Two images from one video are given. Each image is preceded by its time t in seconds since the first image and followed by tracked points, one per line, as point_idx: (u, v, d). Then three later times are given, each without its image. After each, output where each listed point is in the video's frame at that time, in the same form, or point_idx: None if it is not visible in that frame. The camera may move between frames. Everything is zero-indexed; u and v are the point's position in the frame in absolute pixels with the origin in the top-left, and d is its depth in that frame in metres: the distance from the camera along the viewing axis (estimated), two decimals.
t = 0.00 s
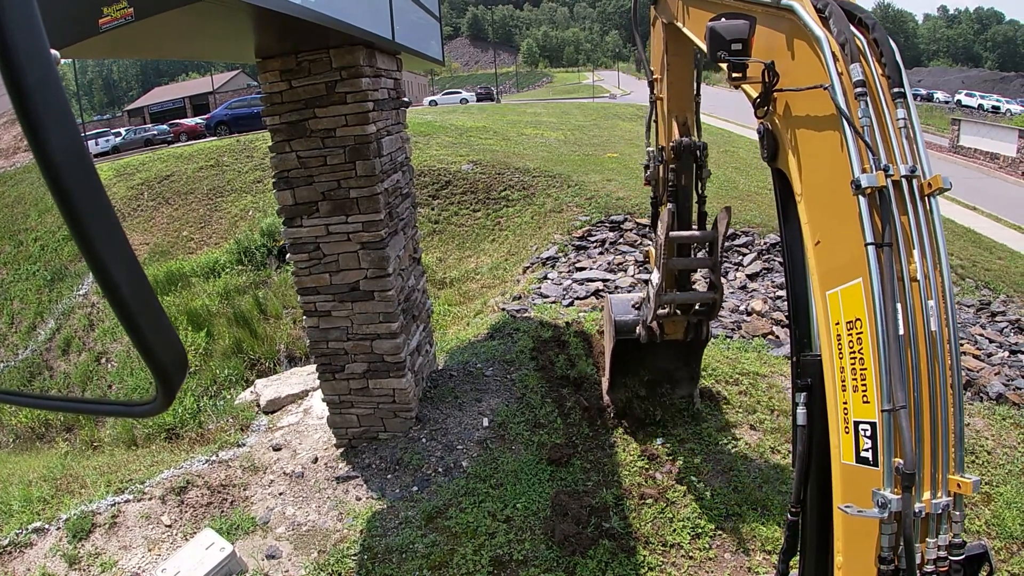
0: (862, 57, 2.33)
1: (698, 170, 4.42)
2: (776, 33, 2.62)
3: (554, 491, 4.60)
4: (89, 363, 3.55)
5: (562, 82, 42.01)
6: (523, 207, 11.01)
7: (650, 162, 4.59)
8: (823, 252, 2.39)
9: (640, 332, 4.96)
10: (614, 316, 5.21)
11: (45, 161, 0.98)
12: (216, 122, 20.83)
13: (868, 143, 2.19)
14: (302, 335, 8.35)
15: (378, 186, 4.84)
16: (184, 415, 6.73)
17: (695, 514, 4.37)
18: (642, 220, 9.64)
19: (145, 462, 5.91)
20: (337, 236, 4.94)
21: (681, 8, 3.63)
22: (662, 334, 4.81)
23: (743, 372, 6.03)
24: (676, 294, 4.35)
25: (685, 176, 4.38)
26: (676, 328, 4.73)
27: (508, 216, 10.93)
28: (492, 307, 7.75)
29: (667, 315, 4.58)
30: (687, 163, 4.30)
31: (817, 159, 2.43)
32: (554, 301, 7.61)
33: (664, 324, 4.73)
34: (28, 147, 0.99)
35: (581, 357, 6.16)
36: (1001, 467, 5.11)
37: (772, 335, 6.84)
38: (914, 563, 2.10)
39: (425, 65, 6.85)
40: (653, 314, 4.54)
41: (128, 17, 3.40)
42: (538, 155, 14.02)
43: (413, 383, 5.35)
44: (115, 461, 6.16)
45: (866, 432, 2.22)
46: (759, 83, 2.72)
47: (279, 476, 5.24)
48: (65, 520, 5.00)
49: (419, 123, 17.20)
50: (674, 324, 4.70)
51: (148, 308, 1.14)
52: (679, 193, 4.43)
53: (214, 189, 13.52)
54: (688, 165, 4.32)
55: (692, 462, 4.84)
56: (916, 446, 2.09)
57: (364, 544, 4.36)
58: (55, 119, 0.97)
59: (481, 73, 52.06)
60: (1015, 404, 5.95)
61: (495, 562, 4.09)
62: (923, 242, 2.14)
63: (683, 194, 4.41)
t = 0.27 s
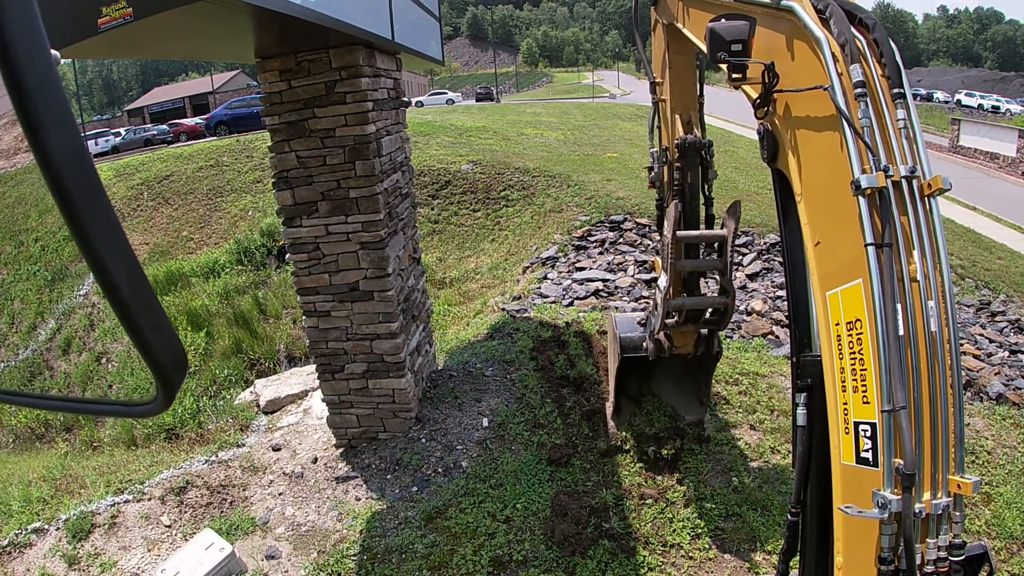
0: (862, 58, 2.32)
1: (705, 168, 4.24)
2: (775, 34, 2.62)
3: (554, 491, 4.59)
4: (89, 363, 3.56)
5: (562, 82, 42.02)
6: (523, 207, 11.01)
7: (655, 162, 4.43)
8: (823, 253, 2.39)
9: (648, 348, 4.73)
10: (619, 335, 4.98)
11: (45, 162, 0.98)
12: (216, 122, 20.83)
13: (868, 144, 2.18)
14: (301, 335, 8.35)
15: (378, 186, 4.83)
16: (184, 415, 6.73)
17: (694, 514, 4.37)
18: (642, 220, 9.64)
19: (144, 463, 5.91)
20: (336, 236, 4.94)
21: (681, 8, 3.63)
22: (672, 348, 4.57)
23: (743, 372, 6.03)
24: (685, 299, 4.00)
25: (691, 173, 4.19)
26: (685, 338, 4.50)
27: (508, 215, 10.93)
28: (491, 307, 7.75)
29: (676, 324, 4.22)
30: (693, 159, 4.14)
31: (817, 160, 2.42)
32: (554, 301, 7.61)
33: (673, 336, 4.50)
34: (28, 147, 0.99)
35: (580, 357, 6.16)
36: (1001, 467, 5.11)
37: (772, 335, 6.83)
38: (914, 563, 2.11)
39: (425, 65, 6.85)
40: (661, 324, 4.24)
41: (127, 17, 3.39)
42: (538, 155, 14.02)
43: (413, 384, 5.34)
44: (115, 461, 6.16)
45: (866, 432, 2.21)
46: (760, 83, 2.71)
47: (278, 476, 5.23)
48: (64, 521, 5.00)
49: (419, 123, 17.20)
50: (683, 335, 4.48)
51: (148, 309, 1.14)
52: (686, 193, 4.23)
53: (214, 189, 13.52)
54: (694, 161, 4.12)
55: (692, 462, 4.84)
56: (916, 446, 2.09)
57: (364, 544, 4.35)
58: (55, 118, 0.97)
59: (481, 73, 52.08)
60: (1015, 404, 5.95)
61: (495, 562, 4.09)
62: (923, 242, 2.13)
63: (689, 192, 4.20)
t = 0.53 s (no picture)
0: (862, 56, 2.32)
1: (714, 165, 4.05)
2: (775, 33, 2.62)
3: (554, 492, 4.59)
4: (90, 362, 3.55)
5: (562, 82, 42.02)
6: (522, 207, 11.01)
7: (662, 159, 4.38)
8: (824, 253, 2.39)
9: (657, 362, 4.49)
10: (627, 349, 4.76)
11: (44, 161, 0.98)
12: (216, 122, 20.84)
13: (869, 144, 2.18)
14: (301, 335, 8.34)
15: (378, 186, 4.83)
16: (184, 415, 6.74)
17: (694, 514, 4.36)
18: (642, 220, 9.64)
19: (144, 463, 5.90)
20: (336, 236, 4.94)
21: (681, 7, 3.64)
22: (684, 359, 4.37)
23: (742, 372, 6.03)
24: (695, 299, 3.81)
25: (698, 166, 4.00)
26: (697, 346, 4.29)
27: (507, 215, 10.93)
28: (491, 307, 7.75)
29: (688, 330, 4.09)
30: (699, 152, 3.98)
31: (818, 159, 2.42)
32: (554, 301, 7.61)
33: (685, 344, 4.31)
34: (28, 147, 0.99)
35: (580, 357, 6.15)
36: (1001, 467, 5.11)
37: (772, 335, 6.83)
38: (914, 563, 2.12)
39: (425, 65, 6.84)
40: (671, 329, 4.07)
41: (126, 16, 3.38)
42: (538, 155, 14.02)
43: (413, 384, 5.34)
44: (115, 462, 6.15)
45: (866, 433, 2.21)
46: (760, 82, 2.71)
47: (278, 477, 5.23)
48: (64, 521, 5.00)
49: (419, 123, 17.20)
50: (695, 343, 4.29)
51: (148, 309, 1.14)
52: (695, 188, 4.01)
53: (214, 189, 13.52)
54: (701, 152, 3.95)
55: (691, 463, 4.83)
56: (916, 447, 2.08)
57: (364, 544, 4.35)
58: (55, 118, 0.97)
59: (481, 73, 52.06)
60: (1015, 404, 5.95)
61: (495, 562, 4.09)
62: (924, 242, 2.14)
63: (697, 187, 3.99)
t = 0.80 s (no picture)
0: (878, 46, 2.28)
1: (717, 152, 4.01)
2: (788, 20, 2.62)
3: (552, 492, 4.58)
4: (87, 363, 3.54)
5: (561, 82, 42.01)
6: (521, 208, 11.00)
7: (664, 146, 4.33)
8: (835, 247, 2.39)
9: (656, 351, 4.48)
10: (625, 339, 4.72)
11: (48, 161, 0.99)
12: (215, 122, 20.83)
13: (883, 138, 2.15)
14: (300, 336, 8.34)
15: (376, 187, 4.83)
16: (182, 416, 6.74)
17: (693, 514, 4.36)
18: (640, 220, 9.63)
19: (142, 464, 5.89)
20: (334, 237, 4.93)
21: None
22: (683, 349, 4.33)
23: (741, 373, 6.03)
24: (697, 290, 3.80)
25: (702, 153, 3.94)
26: (698, 337, 4.28)
27: (506, 216, 10.92)
28: (490, 307, 7.74)
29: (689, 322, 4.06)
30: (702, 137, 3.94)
31: (830, 152, 2.42)
32: (553, 301, 7.61)
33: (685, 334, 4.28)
34: (33, 147, 1.00)
35: (578, 358, 6.14)
36: (1000, 467, 5.11)
37: (770, 336, 6.83)
38: (920, 569, 2.12)
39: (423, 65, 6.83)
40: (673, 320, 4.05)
41: (123, 18, 3.39)
42: (536, 155, 14.01)
43: (411, 385, 5.33)
44: (113, 462, 6.15)
45: (875, 435, 2.22)
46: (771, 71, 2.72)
47: (276, 478, 5.22)
48: (62, 522, 4.99)
49: (417, 123, 17.19)
50: (695, 334, 4.28)
51: (150, 309, 1.14)
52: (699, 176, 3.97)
53: (213, 189, 13.51)
54: (705, 139, 3.90)
55: (690, 463, 4.82)
56: (927, 451, 2.07)
57: (361, 545, 4.35)
58: (56, 114, 0.97)
59: (480, 74, 52.05)
60: (1014, 404, 5.95)
61: (493, 563, 4.08)
62: (940, 239, 2.09)
63: (701, 175, 3.95)
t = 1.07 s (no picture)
0: (897, 39, 2.26)
1: (717, 145, 4.18)
2: (804, 10, 2.57)
3: (545, 495, 4.56)
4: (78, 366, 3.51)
5: (556, 83, 42.02)
6: (515, 209, 10.98)
7: (667, 135, 4.42)
8: (849, 245, 2.36)
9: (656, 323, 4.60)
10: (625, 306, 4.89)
11: (53, 152, 0.97)
12: (208, 124, 20.78)
13: (901, 134, 2.13)
14: (294, 338, 8.33)
15: (367, 189, 4.80)
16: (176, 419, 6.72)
17: (686, 516, 4.35)
18: (634, 221, 9.64)
19: (136, 467, 5.86)
20: (326, 239, 4.91)
21: None
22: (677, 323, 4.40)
23: (735, 373, 6.02)
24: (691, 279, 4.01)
25: (702, 150, 4.13)
26: (692, 315, 4.33)
27: (500, 217, 10.90)
28: (484, 309, 7.72)
29: (683, 302, 4.15)
30: (705, 135, 4.11)
31: (846, 147, 2.38)
32: (547, 302, 7.59)
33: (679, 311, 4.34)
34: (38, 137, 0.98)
35: (572, 359, 6.12)
36: (995, 467, 5.10)
37: (764, 336, 6.82)
38: None
39: (416, 67, 6.81)
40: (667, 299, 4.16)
41: (111, 21, 3.37)
42: (530, 156, 13.99)
43: (404, 387, 5.30)
44: (107, 466, 6.12)
45: (886, 439, 2.21)
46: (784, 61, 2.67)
47: (269, 480, 5.19)
48: (56, 526, 4.96)
49: (412, 124, 17.17)
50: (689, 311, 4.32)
51: (156, 304, 1.12)
52: (697, 169, 4.18)
53: (207, 191, 13.47)
54: (705, 137, 4.08)
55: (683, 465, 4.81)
56: (939, 455, 2.06)
57: (354, 549, 4.32)
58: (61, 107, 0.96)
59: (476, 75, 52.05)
60: (1008, 403, 5.94)
61: (486, 566, 4.06)
62: (955, 241, 2.09)
63: (701, 171, 4.14)
